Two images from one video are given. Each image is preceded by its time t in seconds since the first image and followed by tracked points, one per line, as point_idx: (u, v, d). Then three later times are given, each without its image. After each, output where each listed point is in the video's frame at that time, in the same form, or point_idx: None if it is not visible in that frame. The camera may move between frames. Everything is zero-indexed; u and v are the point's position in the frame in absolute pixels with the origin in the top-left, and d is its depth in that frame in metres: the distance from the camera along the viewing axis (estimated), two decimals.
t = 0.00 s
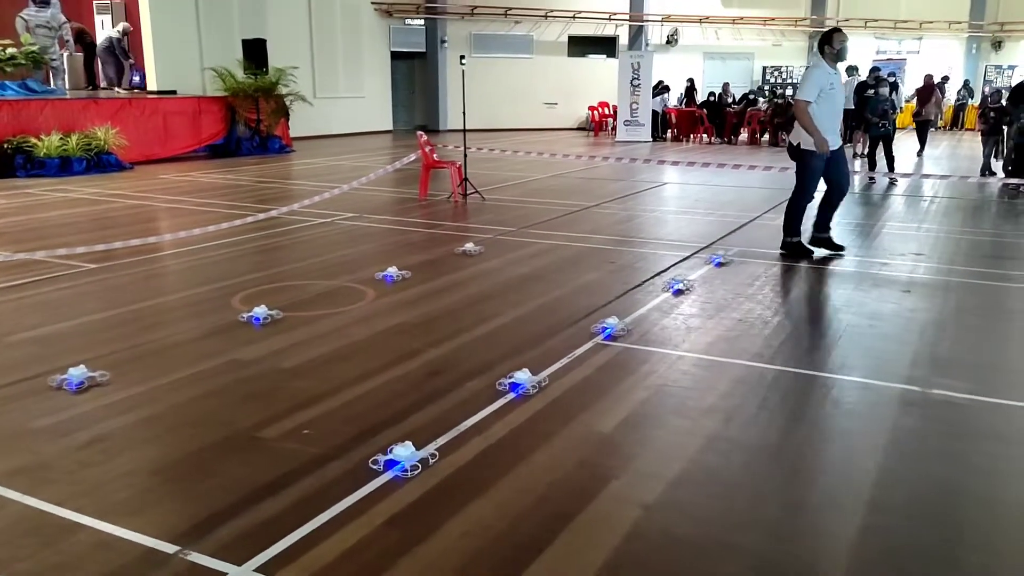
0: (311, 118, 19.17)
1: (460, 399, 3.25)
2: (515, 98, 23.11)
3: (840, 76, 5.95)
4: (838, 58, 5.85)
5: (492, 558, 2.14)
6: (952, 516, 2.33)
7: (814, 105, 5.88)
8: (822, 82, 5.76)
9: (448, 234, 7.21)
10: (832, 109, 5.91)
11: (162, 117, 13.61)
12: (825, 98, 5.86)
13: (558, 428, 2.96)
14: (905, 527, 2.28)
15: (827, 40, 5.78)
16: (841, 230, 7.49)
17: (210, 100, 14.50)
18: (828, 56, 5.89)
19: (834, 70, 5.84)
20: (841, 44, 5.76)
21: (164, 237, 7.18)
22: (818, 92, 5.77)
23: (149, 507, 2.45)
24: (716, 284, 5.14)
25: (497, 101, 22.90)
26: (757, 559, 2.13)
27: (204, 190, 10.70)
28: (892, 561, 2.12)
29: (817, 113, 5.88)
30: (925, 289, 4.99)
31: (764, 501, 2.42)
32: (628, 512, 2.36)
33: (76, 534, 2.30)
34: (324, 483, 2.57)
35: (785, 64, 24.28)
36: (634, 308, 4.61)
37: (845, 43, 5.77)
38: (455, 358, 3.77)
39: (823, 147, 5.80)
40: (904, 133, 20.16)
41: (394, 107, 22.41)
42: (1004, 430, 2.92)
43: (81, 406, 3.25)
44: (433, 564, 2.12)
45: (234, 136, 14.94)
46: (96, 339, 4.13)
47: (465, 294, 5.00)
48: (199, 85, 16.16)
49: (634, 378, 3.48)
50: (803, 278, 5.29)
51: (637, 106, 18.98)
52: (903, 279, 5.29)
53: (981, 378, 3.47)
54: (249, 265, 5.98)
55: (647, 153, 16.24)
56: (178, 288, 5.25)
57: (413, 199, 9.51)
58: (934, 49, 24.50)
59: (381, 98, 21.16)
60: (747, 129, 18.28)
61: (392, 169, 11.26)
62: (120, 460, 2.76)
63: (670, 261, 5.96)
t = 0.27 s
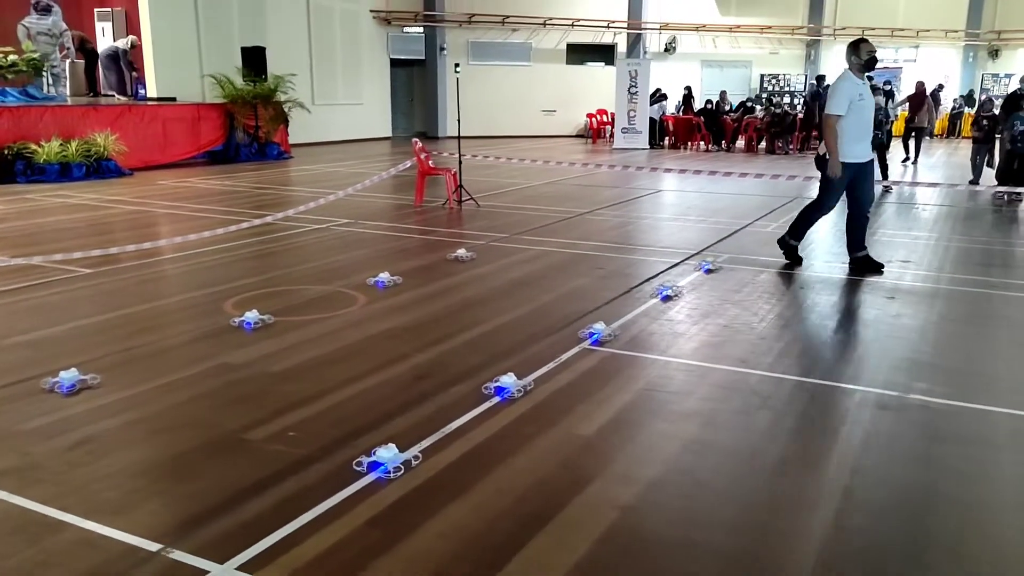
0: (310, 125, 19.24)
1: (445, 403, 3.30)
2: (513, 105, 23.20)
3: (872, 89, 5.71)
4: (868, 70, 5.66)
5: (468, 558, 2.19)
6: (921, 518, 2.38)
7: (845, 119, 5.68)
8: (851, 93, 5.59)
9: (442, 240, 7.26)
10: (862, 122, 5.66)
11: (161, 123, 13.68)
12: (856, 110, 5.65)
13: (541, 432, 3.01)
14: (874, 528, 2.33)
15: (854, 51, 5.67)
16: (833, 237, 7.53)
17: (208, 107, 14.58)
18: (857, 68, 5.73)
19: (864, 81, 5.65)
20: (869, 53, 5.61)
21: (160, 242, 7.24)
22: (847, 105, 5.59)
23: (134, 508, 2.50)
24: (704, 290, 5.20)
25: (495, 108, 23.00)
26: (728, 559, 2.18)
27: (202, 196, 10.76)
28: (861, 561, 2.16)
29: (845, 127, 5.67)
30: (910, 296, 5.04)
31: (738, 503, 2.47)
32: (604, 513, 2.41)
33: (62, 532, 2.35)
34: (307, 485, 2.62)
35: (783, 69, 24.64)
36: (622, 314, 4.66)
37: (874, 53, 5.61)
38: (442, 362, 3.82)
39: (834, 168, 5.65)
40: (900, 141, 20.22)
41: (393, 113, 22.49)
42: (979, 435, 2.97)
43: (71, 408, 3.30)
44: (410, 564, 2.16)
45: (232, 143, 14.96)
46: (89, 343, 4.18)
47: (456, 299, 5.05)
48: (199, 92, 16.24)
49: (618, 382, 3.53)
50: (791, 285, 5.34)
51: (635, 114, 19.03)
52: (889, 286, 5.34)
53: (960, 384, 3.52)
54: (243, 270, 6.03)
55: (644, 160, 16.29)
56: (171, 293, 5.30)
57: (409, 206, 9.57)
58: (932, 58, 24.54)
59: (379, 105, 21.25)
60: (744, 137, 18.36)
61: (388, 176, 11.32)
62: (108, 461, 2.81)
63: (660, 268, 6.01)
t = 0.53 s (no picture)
0: (310, 134, 19.34)
1: (435, 409, 3.35)
2: (513, 114, 23.31)
3: (898, 98, 5.58)
4: (895, 78, 5.55)
5: (451, 560, 2.24)
6: (898, 521, 2.43)
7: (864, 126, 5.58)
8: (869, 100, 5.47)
9: (439, 248, 7.32)
10: (883, 131, 5.52)
11: (162, 132, 13.77)
12: (875, 117, 5.52)
13: (527, 437, 3.06)
14: (851, 530, 2.37)
15: (882, 57, 5.56)
16: (830, 245, 7.57)
17: (209, 116, 14.66)
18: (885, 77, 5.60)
19: (888, 88, 5.51)
20: (897, 61, 5.51)
21: (158, 250, 7.30)
22: (864, 112, 5.47)
23: (126, 511, 2.55)
24: (696, 298, 5.25)
25: (495, 116, 23.11)
26: (706, 559, 2.23)
27: (202, 205, 10.82)
28: (837, 561, 2.21)
29: (863, 135, 5.58)
30: (899, 304, 5.10)
31: (718, 506, 2.52)
32: (587, 516, 2.45)
33: (55, 535, 2.40)
34: (297, 488, 2.67)
35: (782, 81, 24.71)
36: (613, 321, 4.72)
37: (901, 61, 5.50)
38: (434, 369, 3.87)
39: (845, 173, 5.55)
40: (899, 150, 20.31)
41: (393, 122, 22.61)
42: (962, 439, 3.02)
43: (67, 415, 3.35)
44: (394, 565, 2.21)
45: (233, 152, 15.08)
46: (86, 351, 4.24)
47: (449, 308, 5.10)
48: (200, 101, 16.34)
49: (607, 388, 3.58)
50: (782, 293, 5.40)
51: (633, 123, 19.10)
52: (880, 294, 5.39)
53: (944, 389, 3.57)
54: (240, 279, 6.09)
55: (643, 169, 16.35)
56: (167, 302, 5.36)
57: (406, 215, 9.63)
58: (930, 67, 24.70)
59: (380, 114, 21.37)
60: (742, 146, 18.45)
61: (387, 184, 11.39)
62: (102, 466, 2.86)
63: (653, 276, 6.06)
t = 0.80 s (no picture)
0: (313, 144, 19.44)
1: (431, 415, 3.38)
2: (514, 123, 23.40)
3: (930, 111, 5.30)
4: (926, 90, 5.28)
5: (443, 561, 2.27)
6: (884, 524, 2.46)
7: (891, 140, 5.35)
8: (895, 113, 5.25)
9: (439, 257, 7.36)
10: (912, 145, 5.27)
11: (165, 141, 13.86)
12: (904, 131, 5.28)
13: (522, 442, 3.09)
14: (838, 533, 2.41)
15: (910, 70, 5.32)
16: (829, 254, 7.60)
17: (212, 125, 14.75)
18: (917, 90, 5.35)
19: (918, 101, 5.26)
20: (927, 72, 5.25)
21: (159, 259, 7.35)
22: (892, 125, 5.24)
23: (124, 514, 2.58)
24: (692, 305, 5.29)
25: (496, 125, 23.21)
26: (694, 561, 2.26)
27: (203, 214, 10.88)
28: (822, 564, 2.24)
29: (891, 150, 5.34)
30: (894, 312, 5.13)
31: (708, 509, 2.55)
32: (579, 519, 2.49)
33: (54, 538, 2.43)
34: (293, 492, 2.71)
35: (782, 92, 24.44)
36: (609, 328, 4.75)
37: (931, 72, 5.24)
38: (430, 376, 3.91)
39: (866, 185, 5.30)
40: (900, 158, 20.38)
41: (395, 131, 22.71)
42: (950, 445, 3.05)
43: (66, 421, 3.39)
44: (388, 567, 2.24)
45: (236, 160, 15.15)
46: (86, 358, 4.27)
47: (447, 315, 5.14)
48: (203, 110, 16.43)
49: (601, 395, 3.61)
50: (777, 301, 5.43)
51: (634, 132, 19.16)
52: (875, 302, 5.42)
53: (935, 395, 3.61)
54: (239, 286, 6.13)
55: (643, 178, 16.40)
56: (167, 309, 5.39)
57: (406, 223, 9.68)
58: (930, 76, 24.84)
59: (382, 123, 21.49)
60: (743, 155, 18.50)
61: (388, 193, 11.45)
62: (101, 471, 2.90)
63: (651, 284, 6.10)
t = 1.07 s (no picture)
0: (318, 152, 19.55)
1: (434, 420, 3.43)
2: (517, 131, 23.52)
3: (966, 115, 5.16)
4: (963, 95, 5.11)
5: (445, 564, 2.31)
6: (880, 529, 2.50)
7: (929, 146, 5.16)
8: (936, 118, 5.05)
9: (443, 264, 7.42)
10: (948, 152, 5.11)
11: (171, 150, 13.97)
12: (942, 137, 5.11)
13: (524, 447, 3.13)
14: (833, 537, 2.45)
15: (948, 73, 5.11)
16: (833, 262, 7.62)
17: (218, 134, 14.86)
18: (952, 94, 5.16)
19: (956, 107, 5.09)
20: (966, 77, 5.07)
21: (166, 266, 7.43)
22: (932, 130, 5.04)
23: (133, 517, 2.63)
24: (694, 312, 5.33)
25: (500, 133, 23.35)
26: (691, 564, 2.30)
27: (209, 222, 10.96)
28: (816, 567, 2.28)
29: (928, 155, 5.14)
30: (895, 319, 5.17)
31: (705, 513, 2.59)
32: (579, 523, 2.53)
33: (65, 540, 2.48)
34: (299, 496, 2.75)
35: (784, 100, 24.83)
36: (611, 335, 4.80)
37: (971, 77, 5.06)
38: (433, 382, 3.96)
39: (913, 196, 5.18)
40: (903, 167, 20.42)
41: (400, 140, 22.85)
42: (947, 451, 3.09)
43: (75, 426, 3.45)
44: (391, 569, 2.29)
45: (241, 169, 15.24)
46: (95, 364, 4.34)
47: (450, 322, 5.20)
48: (209, 119, 16.55)
49: (602, 401, 3.66)
50: (779, 308, 5.47)
51: (637, 141, 19.26)
52: (876, 309, 5.46)
53: (934, 402, 3.64)
54: (245, 294, 6.20)
55: (646, 187, 16.45)
56: (174, 316, 5.46)
57: (411, 231, 9.75)
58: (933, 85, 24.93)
59: (386, 132, 21.63)
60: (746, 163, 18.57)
61: (392, 201, 11.53)
62: (110, 475, 2.95)
63: (653, 291, 6.14)
